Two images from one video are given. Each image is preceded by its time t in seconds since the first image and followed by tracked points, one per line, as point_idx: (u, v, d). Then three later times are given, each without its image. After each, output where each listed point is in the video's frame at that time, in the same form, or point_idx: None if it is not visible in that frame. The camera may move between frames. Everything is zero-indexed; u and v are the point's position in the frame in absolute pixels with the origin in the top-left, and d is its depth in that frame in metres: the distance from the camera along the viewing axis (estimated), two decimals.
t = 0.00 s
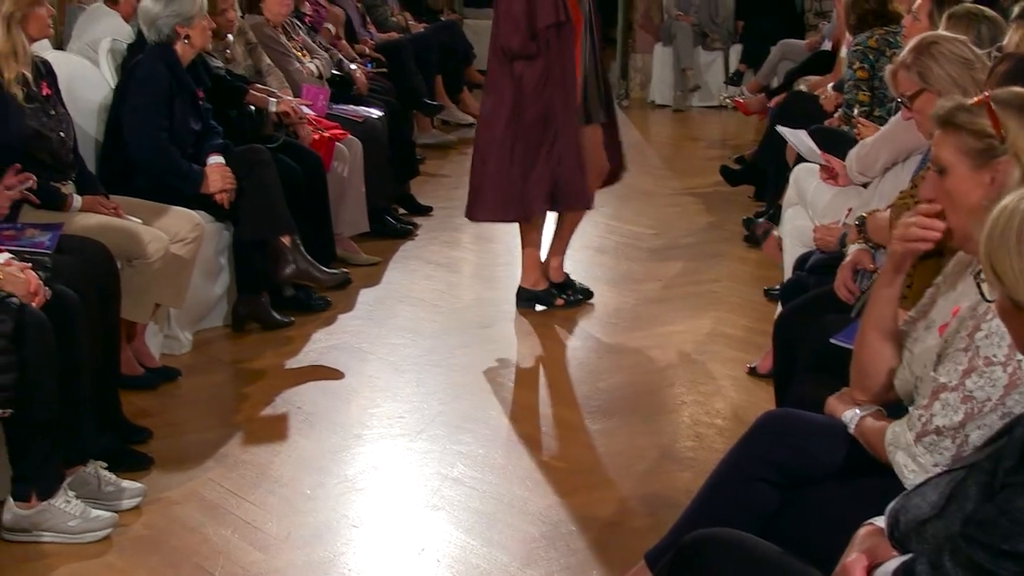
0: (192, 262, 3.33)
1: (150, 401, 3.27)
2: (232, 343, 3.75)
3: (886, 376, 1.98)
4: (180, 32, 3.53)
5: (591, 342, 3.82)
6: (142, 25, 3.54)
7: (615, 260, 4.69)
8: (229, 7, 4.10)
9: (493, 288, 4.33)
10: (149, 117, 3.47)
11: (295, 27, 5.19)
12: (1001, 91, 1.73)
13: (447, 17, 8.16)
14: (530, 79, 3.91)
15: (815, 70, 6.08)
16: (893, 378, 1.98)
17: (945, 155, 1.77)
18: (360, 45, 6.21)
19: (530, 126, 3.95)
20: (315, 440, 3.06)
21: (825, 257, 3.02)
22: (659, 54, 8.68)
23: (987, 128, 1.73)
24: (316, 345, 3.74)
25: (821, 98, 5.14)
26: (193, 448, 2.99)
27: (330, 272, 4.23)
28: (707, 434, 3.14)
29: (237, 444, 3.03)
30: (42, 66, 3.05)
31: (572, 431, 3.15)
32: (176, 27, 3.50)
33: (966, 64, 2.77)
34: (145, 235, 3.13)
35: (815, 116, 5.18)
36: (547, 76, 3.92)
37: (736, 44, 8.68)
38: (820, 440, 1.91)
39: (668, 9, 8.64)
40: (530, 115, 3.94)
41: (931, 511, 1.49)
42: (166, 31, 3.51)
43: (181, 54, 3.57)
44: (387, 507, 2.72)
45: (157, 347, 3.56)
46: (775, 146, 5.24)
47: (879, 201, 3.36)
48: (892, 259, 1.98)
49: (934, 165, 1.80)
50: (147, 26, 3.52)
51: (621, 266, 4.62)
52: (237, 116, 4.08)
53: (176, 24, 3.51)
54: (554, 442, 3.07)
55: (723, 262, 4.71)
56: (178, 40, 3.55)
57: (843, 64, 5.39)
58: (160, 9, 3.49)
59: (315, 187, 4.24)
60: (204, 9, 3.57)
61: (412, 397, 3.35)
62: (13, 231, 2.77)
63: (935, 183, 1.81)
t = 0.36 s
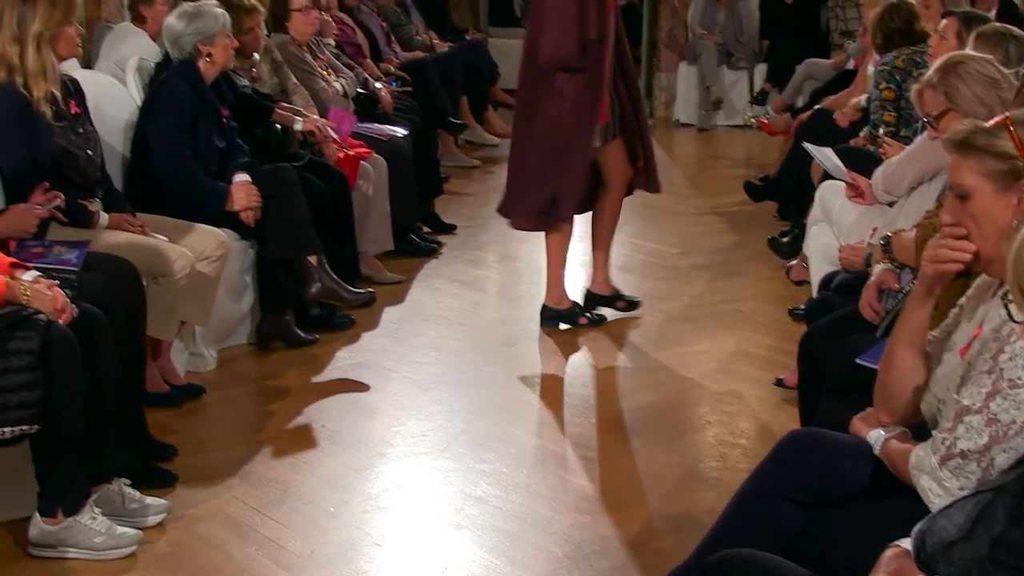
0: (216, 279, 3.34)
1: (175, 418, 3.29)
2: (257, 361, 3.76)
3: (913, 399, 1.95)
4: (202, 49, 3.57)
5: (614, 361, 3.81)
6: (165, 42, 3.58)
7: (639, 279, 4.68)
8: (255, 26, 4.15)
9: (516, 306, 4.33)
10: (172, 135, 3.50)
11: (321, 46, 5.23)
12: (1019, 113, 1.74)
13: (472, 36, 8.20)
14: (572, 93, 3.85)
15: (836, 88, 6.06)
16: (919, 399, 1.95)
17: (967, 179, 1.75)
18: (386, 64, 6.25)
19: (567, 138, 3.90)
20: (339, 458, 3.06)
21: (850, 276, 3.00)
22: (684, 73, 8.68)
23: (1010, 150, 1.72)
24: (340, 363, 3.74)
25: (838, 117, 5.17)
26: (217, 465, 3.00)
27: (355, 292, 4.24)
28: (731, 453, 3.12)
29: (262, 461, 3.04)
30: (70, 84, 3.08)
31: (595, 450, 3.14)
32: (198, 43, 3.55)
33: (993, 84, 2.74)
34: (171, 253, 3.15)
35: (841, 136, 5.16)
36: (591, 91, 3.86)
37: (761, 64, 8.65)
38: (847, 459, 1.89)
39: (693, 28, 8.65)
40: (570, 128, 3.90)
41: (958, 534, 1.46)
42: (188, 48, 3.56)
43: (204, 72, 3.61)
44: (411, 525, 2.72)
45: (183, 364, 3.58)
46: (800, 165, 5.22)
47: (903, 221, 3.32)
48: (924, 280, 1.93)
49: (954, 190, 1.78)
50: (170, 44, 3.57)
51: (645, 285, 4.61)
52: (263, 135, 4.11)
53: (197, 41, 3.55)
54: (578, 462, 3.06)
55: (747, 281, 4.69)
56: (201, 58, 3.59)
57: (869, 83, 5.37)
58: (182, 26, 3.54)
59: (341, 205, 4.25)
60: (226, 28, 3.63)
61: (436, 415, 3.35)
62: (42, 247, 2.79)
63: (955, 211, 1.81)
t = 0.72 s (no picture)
0: (241, 304, 3.36)
1: (198, 442, 3.30)
2: (281, 385, 3.77)
3: (938, 430, 1.92)
4: (231, 75, 3.61)
5: (637, 387, 3.79)
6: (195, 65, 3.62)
7: (662, 305, 4.67)
8: (281, 52, 4.22)
9: (539, 332, 4.33)
10: (199, 160, 3.54)
11: (346, 71, 5.27)
12: None
13: (496, 61, 8.24)
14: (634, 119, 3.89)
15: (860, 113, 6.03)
16: (945, 431, 1.92)
17: (994, 203, 1.74)
18: (410, 89, 6.29)
19: (633, 163, 3.92)
20: (363, 484, 3.06)
21: (875, 302, 2.97)
22: (708, 98, 8.68)
23: None
24: (364, 389, 3.75)
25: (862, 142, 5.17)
26: (241, 490, 3.00)
27: (379, 317, 4.23)
28: (755, 480, 3.10)
29: (285, 486, 3.04)
30: (97, 110, 3.13)
31: (618, 476, 3.12)
32: (228, 69, 3.59)
33: (1020, 110, 2.72)
34: (196, 277, 3.17)
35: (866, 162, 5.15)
36: (649, 116, 3.92)
37: (785, 90, 8.64)
38: (873, 487, 1.87)
39: (718, 54, 8.66)
40: (636, 154, 3.93)
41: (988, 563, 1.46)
42: (218, 73, 3.60)
43: (231, 98, 3.64)
44: (435, 551, 2.71)
45: (207, 389, 3.59)
46: (824, 191, 5.20)
47: (927, 248, 3.28)
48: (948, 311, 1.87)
49: (981, 217, 1.76)
50: (199, 67, 3.60)
51: (668, 311, 4.59)
52: (287, 161, 4.14)
53: (228, 67, 3.59)
54: (601, 487, 3.05)
55: (771, 307, 4.67)
56: (229, 84, 3.63)
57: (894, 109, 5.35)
58: (213, 51, 3.58)
59: (364, 231, 4.26)
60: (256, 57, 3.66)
61: (461, 440, 3.34)
62: (68, 272, 2.82)
63: (979, 236, 1.77)
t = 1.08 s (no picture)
0: (263, 335, 3.37)
1: (220, 474, 3.30)
2: (302, 417, 3.78)
3: (960, 467, 1.90)
4: (253, 107, 3.64)
5: (659, 419, 3.78)
6: (218, 97, 3.66)
7: (683, 337, 4.66)
8: (297, 83, 4.23)
9: (560, 364, 4.33)
10: (221, 194, 3.57)
11: (368, 104, 5.31)
12: None
13: (517, 94, 8.29)
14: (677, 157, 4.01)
15: (880, 146, 6.03)
16: (968, 468, 1.89)
17: None
18: (432, 121, 6.33)
19: (675, 193, 4.05)
20: (383, 516, 3.05)
21: (897, 335, 2.95)
22: (729, 131, 8.69)
23: None
24: (385, 421, 3.75)
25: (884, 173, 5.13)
26: (261, 523, 3.01)
27: (399, 349, 4.26)
28: (776, 514, 3.07)
29: (305, 518, 3.04)
30: (121, 142, 3.17)
31: (639, 510, 3.11)
32: (251, 101, 3.62)
33: None
34: (218, 309, 3.19)
35: (888, 195, 5.13)
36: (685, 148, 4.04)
37: (806, 123, 8.63)
38: (897, 522, 1.85)
39: (739, 87, 8.66)
40: (678, 184, 4.05)
41: None
42: (240, 105, 3.63)
43: (253, 129, 3.66)
44: None
45: (228, 421, 3.61)
46: (845, 224, 5.19)
47: (949, 281, 3.29)
48: (966, 347, 1.88)
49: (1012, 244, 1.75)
50: (222, 99, 3.64)
51: (690, 344, 4.58)
52: (309, 194, 4.19)
53: (250, 99, 3.62)
54: (622, 521, 3.03)
55: (793, 340, 4.65)
56: (251, 115, 3.66)
57: (916, 142, 5.33)
58: (235, 83, 3.61)
59: (386, 264, 4.26)
60: (278, 90, 3.69)
61: (483, 473, 3.33)
62: (90, 303, 2.85)
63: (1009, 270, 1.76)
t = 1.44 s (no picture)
0: (283, 368, 3.38)
1: (239, 506, 3.31)
2: (321, 449, 3.79)
3: (980, 503, 1.89)
4: (272, 140, 3.68)
5: (679, 452, 3.76)
6: (237, 131, 3.69)
7: (703, 370, 4.64)
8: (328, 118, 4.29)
9: (579, 397, 4.31)
10: (232, 222, 3.60)
11: (388, 137, 5.34)
12: None
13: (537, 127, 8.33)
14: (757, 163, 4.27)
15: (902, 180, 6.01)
16: (987, 503, 1.89)
17: None
18: (452, 154, 6.37)
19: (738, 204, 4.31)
20: (402, 549, 3.04)
21: (918, 369, 2.93)
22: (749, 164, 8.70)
23: None
24: (404, 453, 3.74)
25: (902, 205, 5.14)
26: (280, 555, 3.00)
27: (417, 382, 4.28)
28: (797, 549, 3.04)
29: (324, 550, 3.04)
30: (143, 175, 3.19)
31: (658, 543, 3.09)
32: (270, 135, 3.66)
33: None
34: (237, 341, 3.21)
35: (908, 228, 5.11)
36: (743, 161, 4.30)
37: (825, 156, 8.68)
38: (918, 557, 1.83)
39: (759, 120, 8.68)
40: (740, 196, 4.31)
41: None
42: (260, 138, 3.67)
43: (271, 162, 3.70)
44: None
45: (247, 453, 3.61)
46: (865, 257, 5.18)
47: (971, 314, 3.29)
48: (983, 379, 1.85)
49: None
50: (240, 132, 3.68)
51: (710, 377, 4.56)
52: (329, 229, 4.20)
53: (270, 133, 3.66)
54: (641, 554, 3.01)
55: (813, 373, 4.63)
56: (270, 149, 3.70)
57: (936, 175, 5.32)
58: (255, 117, 3.65)
59: (405, 298, 4.25)
60: (297, 123, 3.73)
61: (502, 506, 3.33)
62: (110, 336, 2.87)
63: None
